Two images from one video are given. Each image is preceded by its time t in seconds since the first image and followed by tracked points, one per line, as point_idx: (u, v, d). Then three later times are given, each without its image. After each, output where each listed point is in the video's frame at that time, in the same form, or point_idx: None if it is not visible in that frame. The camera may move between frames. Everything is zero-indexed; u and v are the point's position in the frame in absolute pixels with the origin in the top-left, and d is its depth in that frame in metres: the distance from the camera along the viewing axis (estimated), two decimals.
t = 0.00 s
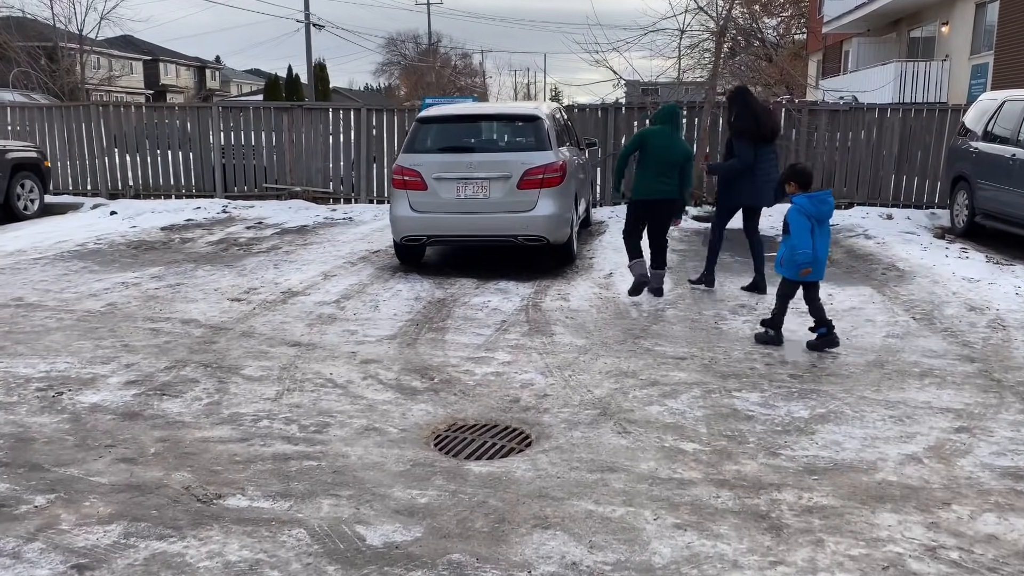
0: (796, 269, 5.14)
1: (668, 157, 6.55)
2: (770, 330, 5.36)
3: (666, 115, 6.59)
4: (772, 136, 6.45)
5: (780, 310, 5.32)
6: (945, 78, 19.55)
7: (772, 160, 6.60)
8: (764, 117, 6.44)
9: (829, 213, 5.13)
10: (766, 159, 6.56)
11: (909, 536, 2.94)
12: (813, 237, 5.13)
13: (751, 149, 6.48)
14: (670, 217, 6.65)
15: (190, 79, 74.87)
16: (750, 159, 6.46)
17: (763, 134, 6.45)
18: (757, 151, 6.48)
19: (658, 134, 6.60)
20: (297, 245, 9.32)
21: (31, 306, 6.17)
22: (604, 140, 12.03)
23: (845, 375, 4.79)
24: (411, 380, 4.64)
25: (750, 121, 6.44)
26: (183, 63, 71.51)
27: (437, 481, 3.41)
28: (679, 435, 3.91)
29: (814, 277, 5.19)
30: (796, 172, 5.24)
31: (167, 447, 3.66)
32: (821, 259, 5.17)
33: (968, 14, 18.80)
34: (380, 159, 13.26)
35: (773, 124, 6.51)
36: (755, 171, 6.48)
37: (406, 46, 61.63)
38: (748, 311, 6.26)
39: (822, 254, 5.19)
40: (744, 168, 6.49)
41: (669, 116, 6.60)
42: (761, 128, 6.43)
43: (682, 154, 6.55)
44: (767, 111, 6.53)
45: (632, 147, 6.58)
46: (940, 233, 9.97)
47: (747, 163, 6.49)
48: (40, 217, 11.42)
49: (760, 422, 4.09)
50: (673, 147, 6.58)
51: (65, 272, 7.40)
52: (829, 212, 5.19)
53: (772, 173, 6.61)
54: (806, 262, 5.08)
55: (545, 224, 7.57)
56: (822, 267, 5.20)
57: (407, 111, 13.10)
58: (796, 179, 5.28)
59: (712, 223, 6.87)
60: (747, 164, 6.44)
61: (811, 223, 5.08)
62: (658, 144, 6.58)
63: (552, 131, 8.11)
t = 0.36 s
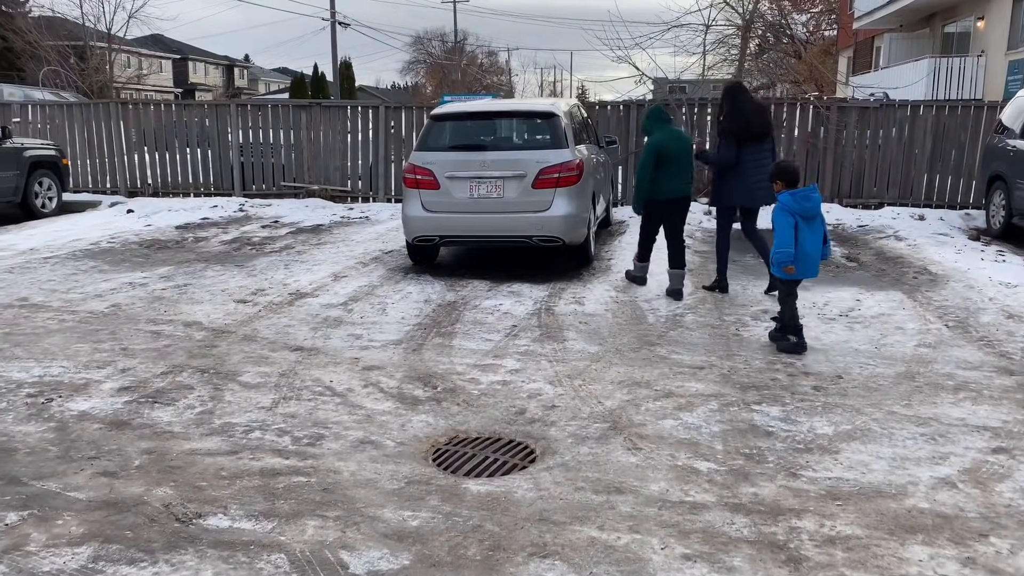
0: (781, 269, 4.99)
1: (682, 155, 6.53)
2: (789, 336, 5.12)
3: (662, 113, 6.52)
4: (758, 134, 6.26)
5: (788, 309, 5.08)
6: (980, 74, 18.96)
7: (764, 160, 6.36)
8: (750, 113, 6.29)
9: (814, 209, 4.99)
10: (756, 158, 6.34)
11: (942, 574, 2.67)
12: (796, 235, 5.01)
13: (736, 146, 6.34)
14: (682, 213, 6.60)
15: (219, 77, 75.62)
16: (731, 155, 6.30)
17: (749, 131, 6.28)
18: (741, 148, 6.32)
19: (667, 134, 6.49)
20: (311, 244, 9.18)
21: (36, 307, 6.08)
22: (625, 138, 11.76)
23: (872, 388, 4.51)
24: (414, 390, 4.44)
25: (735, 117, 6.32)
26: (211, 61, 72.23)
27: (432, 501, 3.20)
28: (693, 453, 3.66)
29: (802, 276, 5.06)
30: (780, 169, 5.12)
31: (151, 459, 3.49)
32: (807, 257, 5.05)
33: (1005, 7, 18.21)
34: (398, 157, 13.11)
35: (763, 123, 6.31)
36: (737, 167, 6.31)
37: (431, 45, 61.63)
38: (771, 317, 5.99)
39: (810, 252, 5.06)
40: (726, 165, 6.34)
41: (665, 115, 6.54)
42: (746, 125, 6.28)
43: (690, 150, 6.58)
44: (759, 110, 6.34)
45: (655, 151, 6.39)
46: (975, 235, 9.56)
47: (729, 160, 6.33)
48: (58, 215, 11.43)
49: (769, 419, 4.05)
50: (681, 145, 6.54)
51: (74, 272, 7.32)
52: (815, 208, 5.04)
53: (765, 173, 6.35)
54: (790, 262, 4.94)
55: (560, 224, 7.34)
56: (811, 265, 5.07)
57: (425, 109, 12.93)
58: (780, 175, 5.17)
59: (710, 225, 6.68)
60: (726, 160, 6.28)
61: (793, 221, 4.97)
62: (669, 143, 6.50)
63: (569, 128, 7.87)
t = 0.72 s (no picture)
0: (772, 262, 4.99)
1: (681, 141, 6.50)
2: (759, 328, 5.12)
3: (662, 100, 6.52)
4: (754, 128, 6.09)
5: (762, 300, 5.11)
6: None
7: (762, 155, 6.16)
8: (745, 107, 6.13)
9: (811, 202, 4.92)
10: (753, 152, 6.19)
11: None
12: (790, 228, 4.95)
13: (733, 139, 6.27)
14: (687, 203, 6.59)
15: (249, 74, 76.20)
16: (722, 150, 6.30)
17: (741, 126, 6.15)
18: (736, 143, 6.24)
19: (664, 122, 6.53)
20: (324, 242, 9.01)
21: (36, 305, 5.95)
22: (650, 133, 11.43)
23: (906, 400, 4.17)
24: (413, 397, 4.20)
25: (731, 112, 6.21)
26: (242, 59, 72.81)
27: (419, 522, 2.96)
28: (708, 472, 3.37)
29: (794, 271, 5.01)
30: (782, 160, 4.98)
31: (128, 471, 3.29)
32: (801, 251, 4.98)
33: None
34: (418, 154, 12.92)
35: (760, 116, 6.09)
36: (729, 162, 6.28)
37: (459, 41, 61.45)
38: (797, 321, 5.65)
39: (805, 246, 5.00)
40: (721, 159, 6.35)
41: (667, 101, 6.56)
42: (739, 120, 6.15)
43: (694, 137, 6.55)
44: (760, 103, 6.11)
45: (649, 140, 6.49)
46: (1016, 235, 9.11)
47: (721, 154, 6.32)
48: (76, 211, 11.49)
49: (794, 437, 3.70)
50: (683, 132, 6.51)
51: (81, 269, 7.21)
52: (812, 201, 4.98)
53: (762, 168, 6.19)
54: (777, 256, 4.94)
55: (577, 222, 7.06)
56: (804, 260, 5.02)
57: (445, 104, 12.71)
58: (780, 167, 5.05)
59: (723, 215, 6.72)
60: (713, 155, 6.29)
61: (789, 213, 4.88)
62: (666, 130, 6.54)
63: (588, 121, 7.57)
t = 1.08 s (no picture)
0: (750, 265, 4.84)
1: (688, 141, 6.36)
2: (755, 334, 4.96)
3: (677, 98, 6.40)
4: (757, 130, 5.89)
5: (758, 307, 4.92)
6: None
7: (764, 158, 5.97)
8: (745, 109, 5.91)
9: (790, 205, 4.81)
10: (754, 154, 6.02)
11: None
12: (769, 231, 4.82)
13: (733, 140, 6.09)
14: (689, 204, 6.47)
15: (274, 73, 76.64)
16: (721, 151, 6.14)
17: (742, 128, 5.97)
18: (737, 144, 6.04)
19: (673, 119, 6.38)
20: (333, 243, 8.83)
21: (32, 308, 5.82)
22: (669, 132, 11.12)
23: (933, 419, 3.88)
24: (405, 411, 3.97)
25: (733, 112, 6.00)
26: (267, 57, 73.25)
27: (397, 555, 2.73)
28: (714, 501, 3.11)
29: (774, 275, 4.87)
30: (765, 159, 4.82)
31: (95, 491, 3.11)
32: (779, 254, 4.86)
33: None
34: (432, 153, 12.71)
35: (761, 119, 5.88)
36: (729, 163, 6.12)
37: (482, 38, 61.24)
38: (817, 331, 5.35)
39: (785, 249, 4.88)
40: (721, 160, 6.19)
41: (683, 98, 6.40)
42: (740, 121, 5.96)
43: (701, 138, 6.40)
44: (763, 105, 5.88)
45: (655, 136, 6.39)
46: None
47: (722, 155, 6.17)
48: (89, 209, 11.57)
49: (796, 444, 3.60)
50: (690, 131, 6.37)
51: (83, 270, 7.09)
52: (793, 203, 4.86)
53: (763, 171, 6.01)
54: (758, 259, 4.78)
55: (589, 225, 6.80)
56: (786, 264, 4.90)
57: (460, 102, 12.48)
58: (763, 167, 4.90)
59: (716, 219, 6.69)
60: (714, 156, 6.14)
61: (769, 216, 4.75)
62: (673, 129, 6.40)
63: (601, 119, 7.30)
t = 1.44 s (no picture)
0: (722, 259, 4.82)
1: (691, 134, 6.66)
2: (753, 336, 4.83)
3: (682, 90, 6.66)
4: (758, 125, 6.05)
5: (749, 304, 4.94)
6: None
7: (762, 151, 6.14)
8: (745, 104, 6.06)
9: (772, 204, 4.70)
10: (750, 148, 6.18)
11: None
12: (747, 228, 4.76)
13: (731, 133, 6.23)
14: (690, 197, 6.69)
15: (297, 71, 77.02)
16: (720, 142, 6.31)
17: (740, 121, 6.12)
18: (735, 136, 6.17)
19: (677, 111, 6.67)
20: (337, 243, 8.66)
21: (20, 310, 5.71)
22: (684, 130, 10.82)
23: (950, 441, 3.60)
24: (384, 426, 3.76)
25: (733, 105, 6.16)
26: (290, 56, 73.61)
27: None
28: (706, 532, 2.86)
29: (746, 273, 4.82)
30: (754, 156, 4.71)
31: (45, 511, 2.94)
32: (757, 253, 4.79)
33: None
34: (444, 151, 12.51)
35: (759, 113, 6.04)
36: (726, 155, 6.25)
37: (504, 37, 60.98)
38: (830, 341, 5.06)
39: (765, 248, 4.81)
40: (717, 152, 6.34)
41: (686, 92, 6.71)
42: (739, 114, 6.11)
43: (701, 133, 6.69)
44: (763, 101, 6.04)
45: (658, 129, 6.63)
46: None
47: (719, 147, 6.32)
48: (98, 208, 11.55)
49: (790, 457, 3.43)
50: (692, 124, 6.67)
51: (79, 271, 6.99)
52: (777, 204, 4.76)
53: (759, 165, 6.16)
54: (732, 255, 4.75)
55: (595, 226, 6.55)
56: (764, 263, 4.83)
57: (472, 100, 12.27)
58: (752, 163, 4.78)
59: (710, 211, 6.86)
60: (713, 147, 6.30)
61: (747, 213, 4.68)
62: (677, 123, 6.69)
63: (608, 117, 7.05)
